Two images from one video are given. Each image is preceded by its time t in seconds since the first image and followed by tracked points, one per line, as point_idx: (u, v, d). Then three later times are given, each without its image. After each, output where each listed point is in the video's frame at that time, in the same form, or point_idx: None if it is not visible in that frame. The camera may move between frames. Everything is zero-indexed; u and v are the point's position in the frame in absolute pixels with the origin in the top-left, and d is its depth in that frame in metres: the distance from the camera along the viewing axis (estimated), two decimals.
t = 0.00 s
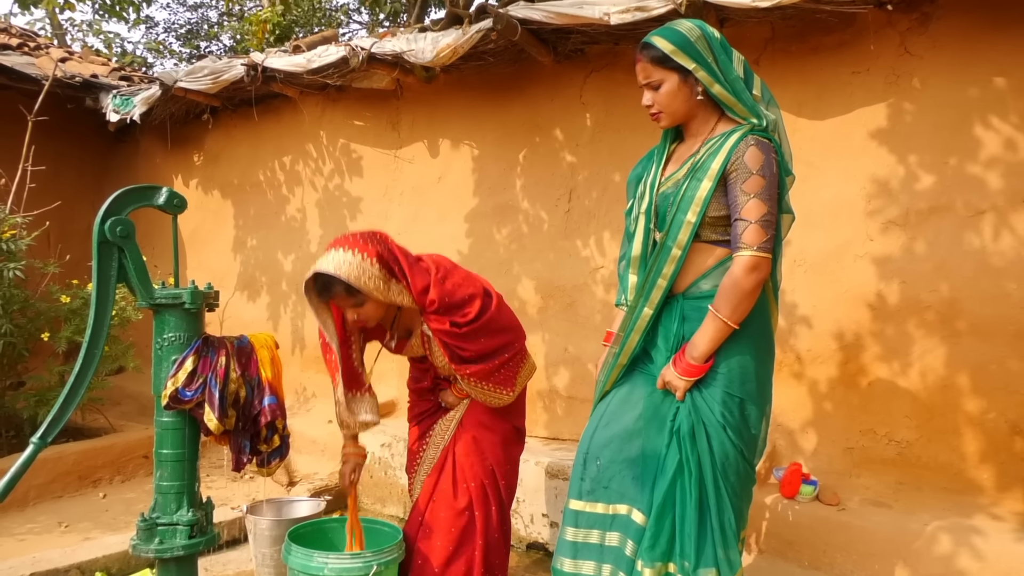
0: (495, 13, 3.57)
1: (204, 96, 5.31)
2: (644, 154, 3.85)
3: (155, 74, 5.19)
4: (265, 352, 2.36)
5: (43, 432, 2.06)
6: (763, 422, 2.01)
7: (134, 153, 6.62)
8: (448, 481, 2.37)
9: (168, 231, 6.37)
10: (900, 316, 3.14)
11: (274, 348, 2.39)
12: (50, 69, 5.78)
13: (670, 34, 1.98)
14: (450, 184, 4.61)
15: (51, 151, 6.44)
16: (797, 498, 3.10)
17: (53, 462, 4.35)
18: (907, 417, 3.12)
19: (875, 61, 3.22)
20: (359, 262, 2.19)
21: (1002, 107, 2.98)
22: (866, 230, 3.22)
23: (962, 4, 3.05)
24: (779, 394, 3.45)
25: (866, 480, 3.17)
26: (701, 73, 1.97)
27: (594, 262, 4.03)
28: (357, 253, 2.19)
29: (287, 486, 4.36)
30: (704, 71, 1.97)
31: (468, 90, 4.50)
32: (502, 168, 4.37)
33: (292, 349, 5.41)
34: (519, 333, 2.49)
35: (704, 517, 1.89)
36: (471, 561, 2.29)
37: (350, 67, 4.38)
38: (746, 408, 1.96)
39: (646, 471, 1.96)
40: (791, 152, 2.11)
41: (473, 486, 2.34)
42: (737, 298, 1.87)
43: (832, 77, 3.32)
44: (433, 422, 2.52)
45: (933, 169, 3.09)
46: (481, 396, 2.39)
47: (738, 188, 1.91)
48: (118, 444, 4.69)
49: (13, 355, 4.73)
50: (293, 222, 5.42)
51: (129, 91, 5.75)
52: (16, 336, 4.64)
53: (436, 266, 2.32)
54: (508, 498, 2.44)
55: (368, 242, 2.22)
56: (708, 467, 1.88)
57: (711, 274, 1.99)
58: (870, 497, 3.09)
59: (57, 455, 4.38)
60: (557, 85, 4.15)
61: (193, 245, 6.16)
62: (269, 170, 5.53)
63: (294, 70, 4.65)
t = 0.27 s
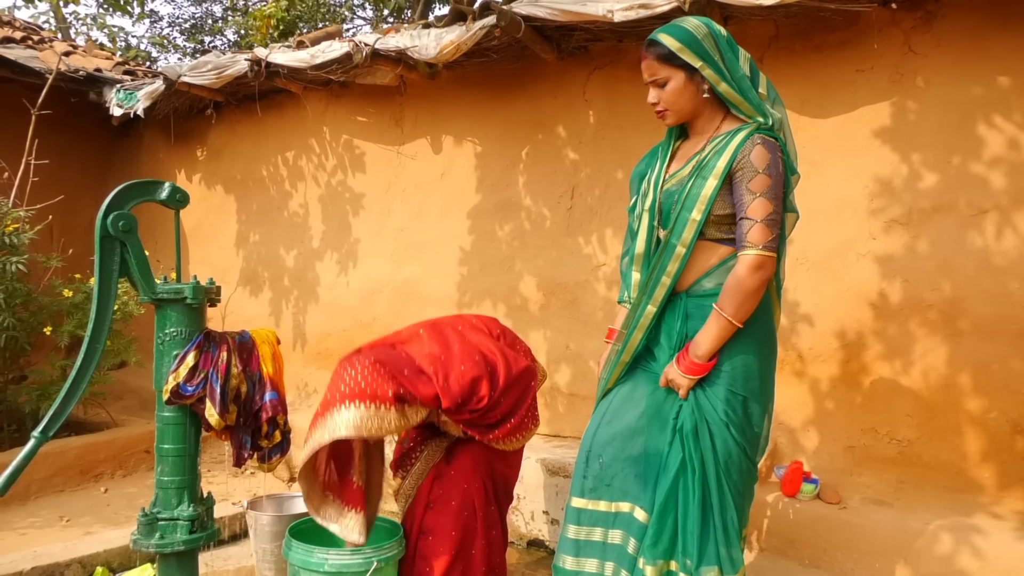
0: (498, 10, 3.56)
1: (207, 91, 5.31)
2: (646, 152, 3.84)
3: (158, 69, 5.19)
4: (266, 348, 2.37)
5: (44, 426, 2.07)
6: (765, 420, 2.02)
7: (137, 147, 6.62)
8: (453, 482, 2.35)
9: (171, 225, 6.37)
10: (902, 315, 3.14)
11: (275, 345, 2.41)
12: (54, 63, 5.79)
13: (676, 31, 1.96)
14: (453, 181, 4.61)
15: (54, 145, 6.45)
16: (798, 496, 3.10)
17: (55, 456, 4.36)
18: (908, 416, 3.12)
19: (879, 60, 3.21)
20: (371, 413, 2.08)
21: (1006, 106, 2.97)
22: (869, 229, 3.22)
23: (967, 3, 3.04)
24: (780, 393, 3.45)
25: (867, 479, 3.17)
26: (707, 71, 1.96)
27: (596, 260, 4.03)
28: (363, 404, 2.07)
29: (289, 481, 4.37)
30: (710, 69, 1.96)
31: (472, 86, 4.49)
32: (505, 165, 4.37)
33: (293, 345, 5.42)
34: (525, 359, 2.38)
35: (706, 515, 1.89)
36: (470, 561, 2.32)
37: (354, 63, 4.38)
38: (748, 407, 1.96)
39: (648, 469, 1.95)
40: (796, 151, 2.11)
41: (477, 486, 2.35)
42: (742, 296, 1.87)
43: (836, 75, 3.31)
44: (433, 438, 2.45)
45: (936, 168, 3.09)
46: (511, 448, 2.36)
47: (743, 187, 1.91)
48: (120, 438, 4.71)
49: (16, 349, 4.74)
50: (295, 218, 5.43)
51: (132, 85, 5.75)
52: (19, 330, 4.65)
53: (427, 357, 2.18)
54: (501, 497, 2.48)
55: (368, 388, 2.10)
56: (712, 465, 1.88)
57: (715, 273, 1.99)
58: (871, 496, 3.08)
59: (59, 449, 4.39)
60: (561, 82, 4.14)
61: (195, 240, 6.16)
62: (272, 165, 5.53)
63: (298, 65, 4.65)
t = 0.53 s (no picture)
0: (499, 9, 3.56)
1: (208, 89, 5.31)
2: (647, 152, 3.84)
3: (159, 67, 5.19)
4: (266, 346, 2.38)
5: (44, 423, 2.07)
6: (765, 420, 2.02)
7: (137, 145, 6.62)
8: (459, 484, 2.37)
9: (171, 223, 6.37)
10: (902, 316, 3.14)
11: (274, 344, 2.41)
12: (54, 61, 5.79)
13: (682, 30, 1.96)
14: (453, 180, 4.60)
15: (54, 143, 6.45)
16: (797, 496, 3.10)
17: (54, 454, 4.36)
18: (907, 417, 3.12)
19: (880, 60, 3.21)
20: (370, 410, 2.07)
21: (1007, 107, 2.97)
22: (869, 230, 3.22)
23: (968, 4, 3.04)
24: (779, 393, 3.45)
25: (866, 479, 3.17)
26: (711, 70, 1.96)
27: (596, 259, 4.03)
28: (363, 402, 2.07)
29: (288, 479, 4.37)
30: (714, 68, 1.96)
31: (472, 85, 4.49)
32: (505, 164, 4.37)
33: (293, 343, 5.42)
34: (526, 363, 2.40)
35: (706, 515, 1.89)
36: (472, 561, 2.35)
37: (354, 62, 4.37)
38: (749, 407, 1.96)
39: (648, 469, 1.95)
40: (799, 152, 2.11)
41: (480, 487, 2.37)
42: (744, 297, 1.87)
43: (837, 75, 3.31)
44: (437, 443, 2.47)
45: (936, 169, 3.09)
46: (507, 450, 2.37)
47: (747, 187, 1.91)
48: (119, 437, 4.71)
49: (15, 346, 4.74)
50: (295, 216, 5.43)
51: (133, 83, 5.75)
52: (19, 327, 4.64)
53: (424, 357, 2.19)
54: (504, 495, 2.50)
55: (368, 387, 2.09)
56: (712, 465, 1.89)
57: (716, 273, 1.99)
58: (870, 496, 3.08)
59: (59, 447, 4.39)
60: (561, 82, 4.14)
61: (195, 238, 6.16)
62: (272, 164, 5.53)
63: (298, 64, 4.65)
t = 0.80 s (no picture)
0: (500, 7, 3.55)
1: (209, 87, 5.31)
2: (648, 150, 3.84)
3: (160, 64, 5.19)
4: (267, 343, 2.38)
5: (45, 421, 2.07)
6: (766, 419, 2.02)
7: (139, 143, 6.62)
8: (458, 480, 2.37)
9: (172, 221, 6.37)
10: (902, 315, 3.14)
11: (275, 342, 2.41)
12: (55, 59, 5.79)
13: (685, 28, 1.96)
14: (454, 178, 4.60)
15: (56, 140, 6.45)
16: (797, 495, 3.10)
17: (55, 451, 4.37)
18: (908, 416, 3.12)
19: (881, 59, 3.21)
20: (382, 246, 2.16)
21: (1008, 106, 2.96)
22: (870, 229, 3.22)
23: (970, 3, 3.04)
24: (780, 392, 3.45)
25: (866, 478, 3.17)
26: (715, 69, 1.96)
27: (597, 258, 4.03)
28: (379, 235, 2.17)
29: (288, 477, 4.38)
30: (718, 67, 1.96)
31: (473, 83, 4.49)
32: (506, 163, 4.37)
33: (293, 341, 5.43)
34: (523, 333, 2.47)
35: (706, 513, 1.89)
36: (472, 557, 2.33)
37: (355, 60, 4.37)
38: (750, 406, 1.96)
39: (649, 468, 1.96)
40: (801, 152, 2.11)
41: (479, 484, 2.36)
42: (745, 296, 1.87)
43: (838, 74, 3.31)
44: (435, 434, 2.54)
45: (938, 168, 3.08)
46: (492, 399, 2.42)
47: (749, 186, 1.91)
48: (120, 434, 4.71)
49: (16, 344, 4.75)
50: (296, 215, 5.43)
51: (134, 81, 5.75)
52: (20, 325, 4.65)
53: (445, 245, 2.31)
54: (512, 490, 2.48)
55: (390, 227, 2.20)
56: (712, 463, 1.89)
57: (717, 272, 1.99)
58: (870, 496, 3.08)
59: (60, 444, 4.39)
60: (563, 80, 4.14)
61: (196, 236, 6.16)
62: (273, 162, 5.53)
63: (300, 62, 4.65)
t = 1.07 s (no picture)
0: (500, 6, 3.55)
1: (209, 86, 5.31)
2: (647, 149, 3.84)
3: (159, 63, 5.18)
4: (265, 342, 2.36)
5: (44, 419, 2.06)
6: (762, 418, 2.02)
7: (138, 142, 6.62)
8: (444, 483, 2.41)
9: (171, 220, 6.37)
10: (901, 315, 3.14)
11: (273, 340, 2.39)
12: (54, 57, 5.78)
13: (691, 27, 1.95)
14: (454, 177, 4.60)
15: (55, 139, 6.44)
16: (796, 494, 3.11)
17: (54, 450, 4.37)
18: (906, 416, 3.12)
19: (881, 58, 3.21)
20: (407, 145, 2.51)
21: (1008, 105, 2.96)
22: (869, 228, 3.22)
23: (970, 2, 3.04)
24: (779, 391, 3.45)
25: (865, 477, 3.17)
26: (719, 68, 1.95)
27: (597, 257, 4.03)
28: (408, 136, 2.52)
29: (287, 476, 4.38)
30: (722, 66, 1.96)
31: (473, 82, 4.48)
32: (505, 162, 4.37)
33: (293, 340, 5.43)
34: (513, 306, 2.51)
35: (703, 512, 1.89)
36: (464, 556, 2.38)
37: (355, 59, 4.37)
38: (746, 404, 1.96)
39: (647, 467, 1.96)
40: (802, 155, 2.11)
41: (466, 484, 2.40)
42: (744, 295, 1.87)
43: (838, 74, 3.31)
44: (431, 406, 2.57)
45: (937, 167, 3.09)
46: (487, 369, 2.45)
47: (750, 186, 1.91)
48: (119, 433, 4.71)
49: (15, 343, 4.75)
50: (295, 213, 5.42)
51: (133, 79, 5.74)
52: (19, 324, 4.65)
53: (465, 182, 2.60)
54: (502, 493, 2.49)
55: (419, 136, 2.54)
56: (709, 461, 1.89)
57: (714, 271, 2.00)
58: (869, 495, 3.08)
59: (59, 443, 4.39)
60: (562, 79, 4.14)
61: (195, 235, 6.16)
62: (273, 161, 5.53)
63: (299, 61, 4.65)
